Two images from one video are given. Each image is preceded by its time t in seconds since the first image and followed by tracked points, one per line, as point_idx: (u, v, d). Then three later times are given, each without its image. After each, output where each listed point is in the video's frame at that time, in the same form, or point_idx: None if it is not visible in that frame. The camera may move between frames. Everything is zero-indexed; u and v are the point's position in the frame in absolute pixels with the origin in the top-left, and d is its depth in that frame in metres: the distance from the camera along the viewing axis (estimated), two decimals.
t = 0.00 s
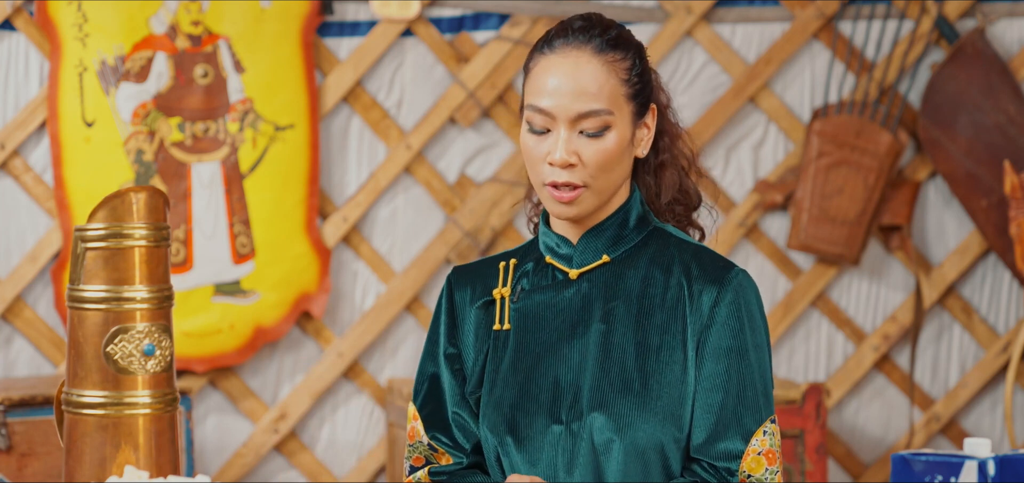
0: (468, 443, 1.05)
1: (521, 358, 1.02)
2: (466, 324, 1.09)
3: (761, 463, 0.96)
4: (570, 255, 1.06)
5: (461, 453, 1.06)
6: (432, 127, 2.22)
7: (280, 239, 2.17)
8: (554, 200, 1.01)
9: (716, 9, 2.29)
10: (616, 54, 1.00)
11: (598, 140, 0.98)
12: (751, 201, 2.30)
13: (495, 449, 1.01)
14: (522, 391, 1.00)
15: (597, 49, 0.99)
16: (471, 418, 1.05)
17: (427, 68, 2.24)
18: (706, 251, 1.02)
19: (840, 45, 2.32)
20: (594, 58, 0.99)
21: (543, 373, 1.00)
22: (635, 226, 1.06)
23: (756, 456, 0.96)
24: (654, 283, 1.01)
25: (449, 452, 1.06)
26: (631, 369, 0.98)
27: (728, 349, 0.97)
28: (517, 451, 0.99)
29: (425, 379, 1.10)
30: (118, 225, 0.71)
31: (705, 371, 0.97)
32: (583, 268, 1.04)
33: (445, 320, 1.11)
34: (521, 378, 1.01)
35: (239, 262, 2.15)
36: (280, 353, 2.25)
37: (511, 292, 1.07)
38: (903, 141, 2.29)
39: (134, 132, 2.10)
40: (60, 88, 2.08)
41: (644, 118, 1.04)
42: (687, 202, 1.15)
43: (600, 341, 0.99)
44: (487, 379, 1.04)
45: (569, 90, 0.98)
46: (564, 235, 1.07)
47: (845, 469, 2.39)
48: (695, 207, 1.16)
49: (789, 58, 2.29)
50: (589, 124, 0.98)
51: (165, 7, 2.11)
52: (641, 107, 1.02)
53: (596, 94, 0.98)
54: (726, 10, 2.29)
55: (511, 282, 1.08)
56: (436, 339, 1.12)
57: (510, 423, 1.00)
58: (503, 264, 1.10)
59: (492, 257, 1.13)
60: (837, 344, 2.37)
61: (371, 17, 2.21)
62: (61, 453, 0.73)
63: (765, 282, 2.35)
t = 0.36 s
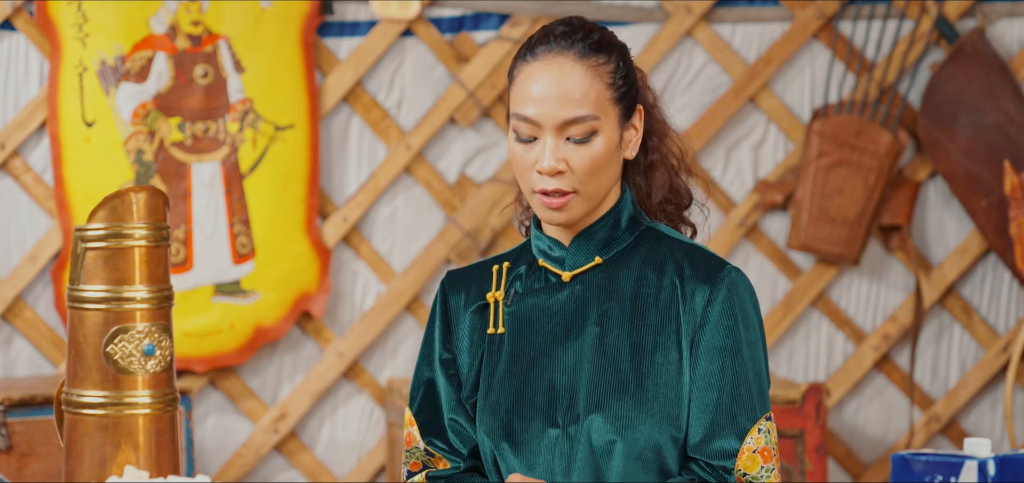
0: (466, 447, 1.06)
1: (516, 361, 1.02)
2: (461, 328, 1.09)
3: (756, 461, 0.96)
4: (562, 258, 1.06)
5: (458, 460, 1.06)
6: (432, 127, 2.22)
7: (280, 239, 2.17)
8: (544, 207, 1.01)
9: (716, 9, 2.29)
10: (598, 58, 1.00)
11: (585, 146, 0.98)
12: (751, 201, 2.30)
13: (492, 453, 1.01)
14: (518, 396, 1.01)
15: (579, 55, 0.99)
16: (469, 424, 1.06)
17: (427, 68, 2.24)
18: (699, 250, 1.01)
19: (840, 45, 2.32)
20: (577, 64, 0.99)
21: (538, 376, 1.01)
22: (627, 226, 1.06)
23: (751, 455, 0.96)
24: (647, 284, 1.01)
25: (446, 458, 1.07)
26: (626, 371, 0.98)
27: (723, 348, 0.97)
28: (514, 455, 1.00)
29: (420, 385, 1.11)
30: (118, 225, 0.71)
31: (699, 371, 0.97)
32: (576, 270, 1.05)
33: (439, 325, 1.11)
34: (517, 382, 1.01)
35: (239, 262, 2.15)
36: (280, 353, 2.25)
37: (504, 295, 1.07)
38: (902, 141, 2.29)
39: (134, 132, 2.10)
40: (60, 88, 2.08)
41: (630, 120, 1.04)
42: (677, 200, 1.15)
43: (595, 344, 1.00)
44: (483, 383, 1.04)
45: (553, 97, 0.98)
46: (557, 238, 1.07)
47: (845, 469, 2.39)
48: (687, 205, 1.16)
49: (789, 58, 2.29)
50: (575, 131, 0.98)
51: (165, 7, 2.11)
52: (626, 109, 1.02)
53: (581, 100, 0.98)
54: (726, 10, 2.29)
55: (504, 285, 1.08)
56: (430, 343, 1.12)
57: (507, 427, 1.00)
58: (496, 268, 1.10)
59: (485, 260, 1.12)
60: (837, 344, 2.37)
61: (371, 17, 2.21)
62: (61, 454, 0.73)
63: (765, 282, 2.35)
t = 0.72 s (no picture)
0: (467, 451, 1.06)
1: (518, 367, 1.03)
2: (462, 332, 1.10)
3: (759, 467, 0.96)
4: (563, 263, 1.06)
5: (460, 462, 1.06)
6: (432, 127, 2.21)
7: (280, 240, 2.17)
8: (529, 219, 1.01)
9: (716, 9, 2.29)
10: (569, 66, 1.00)
11: (560, 157, 0.98)
12: (751, 201, 2.30)
13: (492, 458, 1.02)
14: (520, 401, 1.01)
15: (548, 65, 0.99)
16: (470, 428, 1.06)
17: (427, 68, 2.24)
18: (701, 254, 1.01)
19: (840, 45, 2.32)
20: (547, 75, 0.99)
21: (540, 382, 1.01)
22: (628, 230, 1.06)
23: (753, 460, 0.96)
24: (649, 289, 1.01)
25: (449, 459, 1.07)
26: (628, 377, 0.98)
27: (725, 354, 0.97)
28: (515, 461, 1.00)
29: (421, 387, 1.11)
30: (118, 225, 0.71)
31: (701, 377, 0.97)
32: (578, 275, 1.04)
33: (440, 329, 1.11)
34: (519, 388, 1.01)
35: (239, 262, 2.15)
36: (280, 353, 2.25)
37: (506, 299, 1.07)
38: (903, 141, 2.29)
39: (134, 132, 2.10)
40: (60, 88, 2.08)
41: (614, 123, 1.02)
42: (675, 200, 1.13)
43: (597, 350, 1.00)
44: (484, 388, 1.04)
45: (524, 111, 0.98)
46: (557, 243, 1.07)
47: (845, 470, 2.39)
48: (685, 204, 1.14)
49: (789, 58, 2.29)
50: (548, 142, 0.98)
51: (165, 7, 2.11)
52: (606, 114, 1.01)
53: (551, 112, 0.98)
54: (727, 10, 2.29)
55: (506, 289, 1.08)
56: (431, 345, 1.12)
57: (509, 433, 1.01)
58: (497, 270, 1.10)
59: (486, 263, 1.13)
60: (837, 344, 2.37)
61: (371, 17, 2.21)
62: (61, 453, 0.73)
63: (765, 282, 2.35)
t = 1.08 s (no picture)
0: (467, 453, 1.06)
1: (517, 369, 1.03)
2: (461, 335, 1.10)
3: (758, 465, 0.96)
4: (560, 265, 1.06)
5: (460, 464, 1.06)
6: (432, 127, 2.22)
7: (279, 240, 2.17)
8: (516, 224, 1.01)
9: (716, 9, 2.29)
10: (545, 70, 1.00)
11: (541, 162, 0.98)
12: (751, 201, 2.30)
13: (492, 460, 1.02)
14: (520, 404, 1.01)
15: (524, 71, 0.99)
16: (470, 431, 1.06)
17: (427, 68, 2.24)
18: (697, 253, 1.01)
19: (840, 45, 2.32)
20: (523, 80, 0.99)
21: (539, 385, 1.01)
22: (624, 231, 1.06)
23: (752, 459, 0.96)
24: (646, 290, 1.01)
25: (449, 462, 1.06)
26: (627, 378, 0.98)
27: (723, 354, 0.97)
28: (516, 464, 1.00)
29: (420, 391, 1.11)
30: (118, 225, 0.71)
31: (699, 377, 0.97)
32: (575, 277, 1.04)
33: (439, 332, 1.11)
34: (518, 391, 1.01)
35: (239, 262, 2.15)
36: (280, 353, 2.25)
37: (504, 301, 1.07)
38: (902, 141, 2.29)
39: (134, 132, 2.10)
40: (60, 88, 2.08)
41: (597, 123, 1.02)
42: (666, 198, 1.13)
43: (596, 351, 1.00)
44: (483, 390, 1.04)
45: (503, 118, 0.97)
46: (554, 245, 1.07)
47: (845, 470, 2.39)
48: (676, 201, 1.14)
49: (789, 58, 2.30)
50: (528, 148, 0.97)
51: (165, 7, 2.11)
52: (588, 114, 1.01)
53: (529, 116, 0.97)
54: (726, 10, 2.29)
55: (503, 291, 1.08)
56: (430, 349, 1.12)
57: (509, 436, 1.01)
58: (495, 273, 1.11)
59: (483, 265, 1.13)
60: (837, 344, 2.37)
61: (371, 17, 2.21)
62: (61, 454, 0.73)
63: (765, 282, 2.35)
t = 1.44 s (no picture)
0: (467, 454, 1.05)
1: (517, 369, 1.02)
2: (460, 335, 1.10)
3: (758, 464, 0.96)
4: (559, 265, 1.06)
5: (460, 464, 1.05)
6: (432, 127, 2.22)
7: (279, 240, 2.17)
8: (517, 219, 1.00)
9: (716, 9, 2.29)
10: (552, 66, 1.00)
11: (546, 155, 0.98)
12: (751, 201, 2.30)
13: (492, 461, 1.02)
14: (520, 404, 1.01)
15: (531, 65, 0.99)
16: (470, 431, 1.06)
17: (426, 68, 2.24)
18: (696, 253, 1.01)
19: (840, 45, 2.32)
20: (529, 75, 0.99)
21: (539, 384, 1.01)
22: (623, 231, 1.06)
23: (752, 458, 0.96)
24: (645, 290, 1.01)
25: (449, 462, 1.06)
26: (627, 377, 0.98)
27: (722, 353, 0.97)
28: (516, 464, 1.00)
29: (420, 392, 1.11)
30: (118, 225, 0.71)
31: (699, 376, 0.97)
32: (574, 277, 1.04)
33: (438, 333, 1.11)
34: (518, 390, 1.01)
35: (239, 262, 2.15)
36: (280, 353, 2.25)
37: (503, 302, 1.07)
38: (902, 141, 2.29)
39: (134, 132, 2.10)
40: (60, 88, 2.08)
41: (600, 121, 1.02)
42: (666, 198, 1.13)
43: (595, 351, 1.00)
44: (483, 390, 1.04)
45: (508, 111, 0.97)
46: (553, 245, 1.07)
47: (845, 470, 2.39)
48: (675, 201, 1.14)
49: (789, 58, 2.30)
50: (534, 141, 0.98)
51: (165, 7, 2.11)
52: (592, 111, 1.01)
53: (535, 110, 0.97)
54: (727, 10, 2.29)
55: (503, 291, 1.08)
56: (429, 349, 1.12)
57: (509, 436, 1.01)
58: (494, 273, 1.11)
59: (482, 265, 1.13)
60: (837, 344, 2.37)
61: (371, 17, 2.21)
62: (61, 454, 0.73)
63: (765, 283, 2.35)
